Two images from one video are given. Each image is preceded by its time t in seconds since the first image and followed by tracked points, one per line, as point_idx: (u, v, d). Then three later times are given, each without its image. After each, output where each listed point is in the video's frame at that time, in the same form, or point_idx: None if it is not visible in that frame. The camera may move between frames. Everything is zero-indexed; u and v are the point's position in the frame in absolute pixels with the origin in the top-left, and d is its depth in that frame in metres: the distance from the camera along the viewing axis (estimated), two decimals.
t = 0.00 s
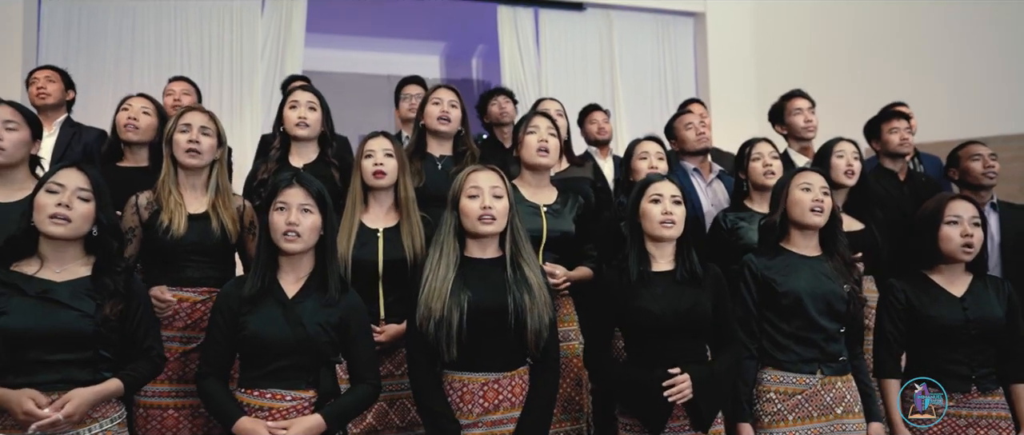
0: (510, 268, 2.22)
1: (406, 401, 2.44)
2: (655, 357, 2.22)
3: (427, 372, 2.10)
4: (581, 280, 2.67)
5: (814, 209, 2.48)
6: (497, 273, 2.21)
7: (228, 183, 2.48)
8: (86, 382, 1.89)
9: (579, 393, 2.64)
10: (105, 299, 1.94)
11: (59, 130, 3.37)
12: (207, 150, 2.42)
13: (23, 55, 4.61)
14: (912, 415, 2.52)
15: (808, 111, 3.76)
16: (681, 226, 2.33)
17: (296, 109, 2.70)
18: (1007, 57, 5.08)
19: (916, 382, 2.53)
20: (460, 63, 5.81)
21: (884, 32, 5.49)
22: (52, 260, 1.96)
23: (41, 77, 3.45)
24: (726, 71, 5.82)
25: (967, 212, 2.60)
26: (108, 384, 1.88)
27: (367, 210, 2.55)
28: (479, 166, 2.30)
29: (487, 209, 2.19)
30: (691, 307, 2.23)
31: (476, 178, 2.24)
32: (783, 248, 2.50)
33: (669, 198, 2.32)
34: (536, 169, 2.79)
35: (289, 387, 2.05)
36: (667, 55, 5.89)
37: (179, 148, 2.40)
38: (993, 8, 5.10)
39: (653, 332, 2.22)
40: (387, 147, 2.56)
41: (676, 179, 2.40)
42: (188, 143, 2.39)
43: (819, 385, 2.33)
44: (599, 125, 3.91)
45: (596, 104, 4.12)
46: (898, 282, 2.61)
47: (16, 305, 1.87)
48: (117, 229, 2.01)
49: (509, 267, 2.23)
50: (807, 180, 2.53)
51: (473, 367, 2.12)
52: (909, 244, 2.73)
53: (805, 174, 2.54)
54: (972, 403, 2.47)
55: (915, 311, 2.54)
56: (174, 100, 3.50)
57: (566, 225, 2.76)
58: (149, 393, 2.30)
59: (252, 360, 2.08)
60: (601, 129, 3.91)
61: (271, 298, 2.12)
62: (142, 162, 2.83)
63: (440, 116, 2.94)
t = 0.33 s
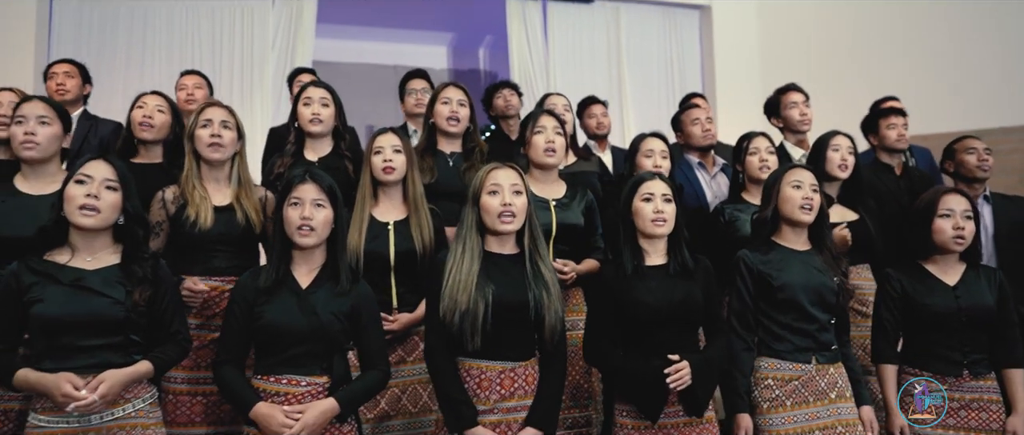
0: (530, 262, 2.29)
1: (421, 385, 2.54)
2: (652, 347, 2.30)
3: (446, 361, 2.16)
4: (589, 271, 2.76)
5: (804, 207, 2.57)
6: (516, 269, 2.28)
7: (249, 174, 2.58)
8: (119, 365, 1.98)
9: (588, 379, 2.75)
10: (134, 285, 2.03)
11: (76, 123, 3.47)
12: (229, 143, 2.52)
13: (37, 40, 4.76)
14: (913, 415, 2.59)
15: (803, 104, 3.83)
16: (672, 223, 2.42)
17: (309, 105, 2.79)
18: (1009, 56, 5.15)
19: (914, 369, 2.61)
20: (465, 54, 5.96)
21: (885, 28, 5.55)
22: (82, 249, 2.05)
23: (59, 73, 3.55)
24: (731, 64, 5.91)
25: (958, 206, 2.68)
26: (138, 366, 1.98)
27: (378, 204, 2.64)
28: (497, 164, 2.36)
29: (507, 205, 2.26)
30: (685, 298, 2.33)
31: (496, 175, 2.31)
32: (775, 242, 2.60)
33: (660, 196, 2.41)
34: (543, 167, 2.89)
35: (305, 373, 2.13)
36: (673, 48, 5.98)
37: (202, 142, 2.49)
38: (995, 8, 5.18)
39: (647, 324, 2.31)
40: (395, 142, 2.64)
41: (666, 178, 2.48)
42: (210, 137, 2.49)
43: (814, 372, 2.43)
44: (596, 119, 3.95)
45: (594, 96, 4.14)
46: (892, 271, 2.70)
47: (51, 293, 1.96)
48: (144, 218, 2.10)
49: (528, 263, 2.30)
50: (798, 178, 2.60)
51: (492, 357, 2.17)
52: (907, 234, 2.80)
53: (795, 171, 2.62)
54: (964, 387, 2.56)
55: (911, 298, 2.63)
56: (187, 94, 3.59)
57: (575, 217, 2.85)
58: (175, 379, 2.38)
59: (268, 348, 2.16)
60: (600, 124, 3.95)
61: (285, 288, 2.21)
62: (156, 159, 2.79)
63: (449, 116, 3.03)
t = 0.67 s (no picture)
0: (547, 256, 2.45)
1: (437, 369, 2.71)
2: (653, 334, 2.41)
3: (469, 346, 2.29)
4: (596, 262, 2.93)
5: (800, 197, 2.69)
6: (536, 262, 2.44)
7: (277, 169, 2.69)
8: (161, 351, 2.14)
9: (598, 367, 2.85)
10: (177, 274, 2.20)
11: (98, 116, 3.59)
12: (257, 139, 2.62)
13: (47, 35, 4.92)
14: (912, 414, 2.69)
15: (809, 104, 3.94)
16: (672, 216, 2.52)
17: (326, 99, 2.89)
18: (1005, 45, 5.15)
19: (894, 359, 2.76)
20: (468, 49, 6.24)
21: (884, 24, 5.69)
22: (131, 240, 2.22)
23: (87, 68, 3.51)
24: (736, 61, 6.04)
25: (934, 203, 2.80)
26: (179, 354, 2.12)
27: (394, 198, 2.75)
28: (520, 161, 2.53)
29: (527, 198, 2.43)
30: (686, 286, 2.44)
31: (516, 170, 2.48)
32: (771, 235, 2.73)
33: (659, 190, 2.51)
34: (554, 162, 3.02)
35: (326, 357, 2.23)
36: (675, 43, 6.09)
37: (232, 140, 2.60)
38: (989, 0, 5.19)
39: (647, 310, 2.41)
40: (410, 137, 2.74)
41: (665, 172, 2.59)
42: (240, 135, 2.59)
43: (812, 356, 2.54)
44: (599, 115, 4.05)
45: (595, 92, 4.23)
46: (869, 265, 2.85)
47: (102, 279, 2.13)
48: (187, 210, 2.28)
49: (546, 256, 2.46)
50: (792, 171, 2.73)
51: (510, 343, 2.31)
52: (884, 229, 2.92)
53: (790, 164, 2.75)
54: (936, 372, 2.70)
55: (886, 289, 2.78)
56: (203, 92, 3.64)
57: (583, 210, 3.00)
58: (207, 364, 2.50)
59: (290, 336, 2.26)
60: (602, 120, 4.05)
61: (304, 277, 2.31)
62: (179, 154, 2.91)
63: (462, 112, 3.17)
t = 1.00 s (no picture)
0: (565, 242, 2.65)
1: (457, 354, 2.88)
2: (664, 319, 2.55)
3: (496, 328, 2.51)
4: (608, 250, 3.07)
5: (800, 190, 2.82)
6: (555, 247, 2.64)
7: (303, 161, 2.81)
8: (206, 334, 2.27)
9: (608, 351, 3.00)
10: (221, 265, 2.33)
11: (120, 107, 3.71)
12: (287, 133, 2.74)
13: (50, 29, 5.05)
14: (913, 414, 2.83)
15: (810, 101, 4.09)
16: (682, 206, 2.66)
17: (348, 96, 3.01)
18: (1005, 45, 5.28)
19: (871, 346, 2.93)
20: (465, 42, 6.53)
21: (883, 23, 5.82)
22: (177, 229, 2.34)
23: (113, 65, 3.61)
24: (741, 60, 6.35)
25: (908, 196, 2.99)
26: (225, 336, 2.26)
27: (416, 189, 2.89)
28: (537, 154, 2.71)
29: (546, 187, 2.61)
30: (695, 274, 2.58)
31: (534, 162, 2.65)
32: (774, 227, 2.87)
33: (670, 182, 2.64)
34: (565, 154, 3.16)
35: (358, 341, 2.34)
36: (674, 40, 6.30)
37: (263, 134, 2.72)
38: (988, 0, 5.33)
39: (659, 296, 2.55)
40: (432, 131, 2.85)
41: (673, 166, 2.72)
42: (271, 129, 2.71)
43: (811, 342, 2.70)
44: (608, 110, 4.17)
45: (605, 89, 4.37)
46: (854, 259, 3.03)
47: (152, 267, 2.25)
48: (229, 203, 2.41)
49: (563, 242, 2.66)
50: (793, 166, 2.86)
51: (533, 327, 2.52)
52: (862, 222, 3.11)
53: (792, 160, 2.88)
54: (910, 358, 2.87)
55: (864, 280, 2.96)
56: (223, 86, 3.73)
57: (593, 200, 3.15)
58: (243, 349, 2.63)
59: (323, 320, 2.36)
60: (611, 114, 4.17)
61: (334, 265, 2.40)
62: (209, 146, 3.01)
63: (477, 105, 3.29)
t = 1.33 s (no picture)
0: (582, 236, 2.87)
1: (478, 338, 3.07)
2: (676, 307, 2.74)
3: (519, 316, 2.71)
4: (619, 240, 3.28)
5: (799, 189, 3.01)
6: (573, 241, 2.85)
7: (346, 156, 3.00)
8: (249, 318, 2.47)
9: (618, 335, 3.21)
10: (260, 254, 2.55)
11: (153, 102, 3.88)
12: (331, 129, 2.93)
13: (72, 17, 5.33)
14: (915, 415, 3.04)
15: (816, 98, 4.25)
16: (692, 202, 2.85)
17: (377, 95, 3.17)
18: (1007, 43, 5.43)
19: (861, 330, 3.15)
20: (473, 34, 6.76)
21: (884, 24, 5.99)
22: (218, 223, 2.54)
23: (153, 62, 3.77)
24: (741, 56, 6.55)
25: (895, 191, 3.16)
26: (265, 321, 2.47)
27: (439, 183, 3.08)
28: (555, 154, 2.92)
29: (566, 186, 2.82)
30: (704, 266, 2.77)
31: (555, 162, 2.86)
32: (775, 221, 3.05)
33: (681, 180, 2.83)
34: (578, 149, 3.33)
35: (393, 324, 2.55)
36: (680, 38, 6.58)
37: (308, 129, 2.90)
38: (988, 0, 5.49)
39: (671, 287, 2.74)
40: (458, 130, 3.04)
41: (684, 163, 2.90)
42: (316, 125, 2.89)
43: (810, 326, 2.90)
44: (619, 105, 4.35)
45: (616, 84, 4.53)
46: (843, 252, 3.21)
47: (197, 258, 2.44)
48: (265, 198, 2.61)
49: (581, 236, 2.88)
50: (793, 165, 3.04)
51: (553, 314, 2.74)
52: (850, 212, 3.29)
53: (792, 159, 3.06)
54: (896, 341, 3.10)
55: (853, 269, 3.16)
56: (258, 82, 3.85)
57: (604, 192, 3.34)
58: (286, 331, 2.85)
59: (360, 306, 2.55)
60: (621, 109, 4.35)
61: (370, 255, 2.60)
62: (244, 140, 3.15)
63: (495, 104, 3.48)
